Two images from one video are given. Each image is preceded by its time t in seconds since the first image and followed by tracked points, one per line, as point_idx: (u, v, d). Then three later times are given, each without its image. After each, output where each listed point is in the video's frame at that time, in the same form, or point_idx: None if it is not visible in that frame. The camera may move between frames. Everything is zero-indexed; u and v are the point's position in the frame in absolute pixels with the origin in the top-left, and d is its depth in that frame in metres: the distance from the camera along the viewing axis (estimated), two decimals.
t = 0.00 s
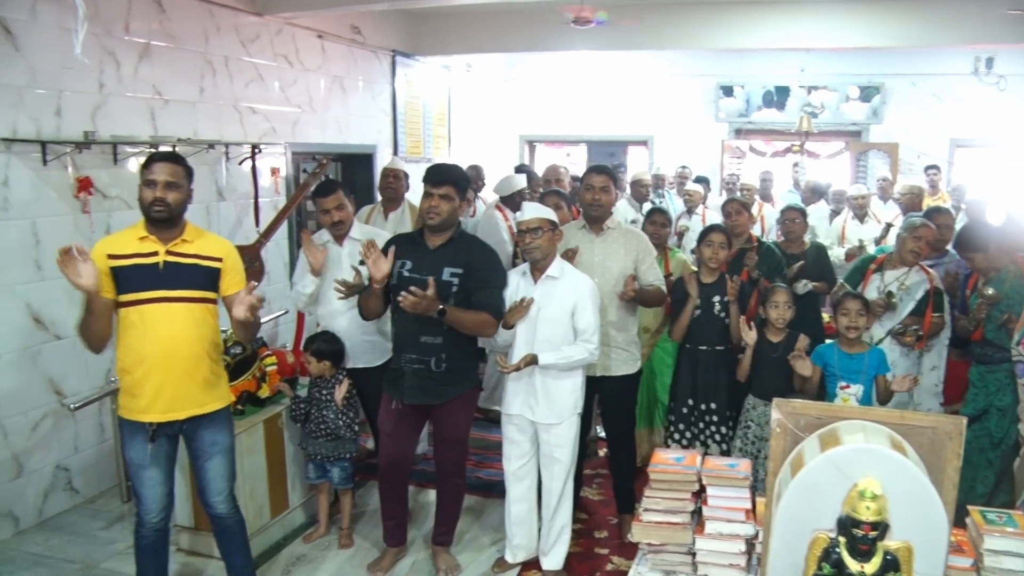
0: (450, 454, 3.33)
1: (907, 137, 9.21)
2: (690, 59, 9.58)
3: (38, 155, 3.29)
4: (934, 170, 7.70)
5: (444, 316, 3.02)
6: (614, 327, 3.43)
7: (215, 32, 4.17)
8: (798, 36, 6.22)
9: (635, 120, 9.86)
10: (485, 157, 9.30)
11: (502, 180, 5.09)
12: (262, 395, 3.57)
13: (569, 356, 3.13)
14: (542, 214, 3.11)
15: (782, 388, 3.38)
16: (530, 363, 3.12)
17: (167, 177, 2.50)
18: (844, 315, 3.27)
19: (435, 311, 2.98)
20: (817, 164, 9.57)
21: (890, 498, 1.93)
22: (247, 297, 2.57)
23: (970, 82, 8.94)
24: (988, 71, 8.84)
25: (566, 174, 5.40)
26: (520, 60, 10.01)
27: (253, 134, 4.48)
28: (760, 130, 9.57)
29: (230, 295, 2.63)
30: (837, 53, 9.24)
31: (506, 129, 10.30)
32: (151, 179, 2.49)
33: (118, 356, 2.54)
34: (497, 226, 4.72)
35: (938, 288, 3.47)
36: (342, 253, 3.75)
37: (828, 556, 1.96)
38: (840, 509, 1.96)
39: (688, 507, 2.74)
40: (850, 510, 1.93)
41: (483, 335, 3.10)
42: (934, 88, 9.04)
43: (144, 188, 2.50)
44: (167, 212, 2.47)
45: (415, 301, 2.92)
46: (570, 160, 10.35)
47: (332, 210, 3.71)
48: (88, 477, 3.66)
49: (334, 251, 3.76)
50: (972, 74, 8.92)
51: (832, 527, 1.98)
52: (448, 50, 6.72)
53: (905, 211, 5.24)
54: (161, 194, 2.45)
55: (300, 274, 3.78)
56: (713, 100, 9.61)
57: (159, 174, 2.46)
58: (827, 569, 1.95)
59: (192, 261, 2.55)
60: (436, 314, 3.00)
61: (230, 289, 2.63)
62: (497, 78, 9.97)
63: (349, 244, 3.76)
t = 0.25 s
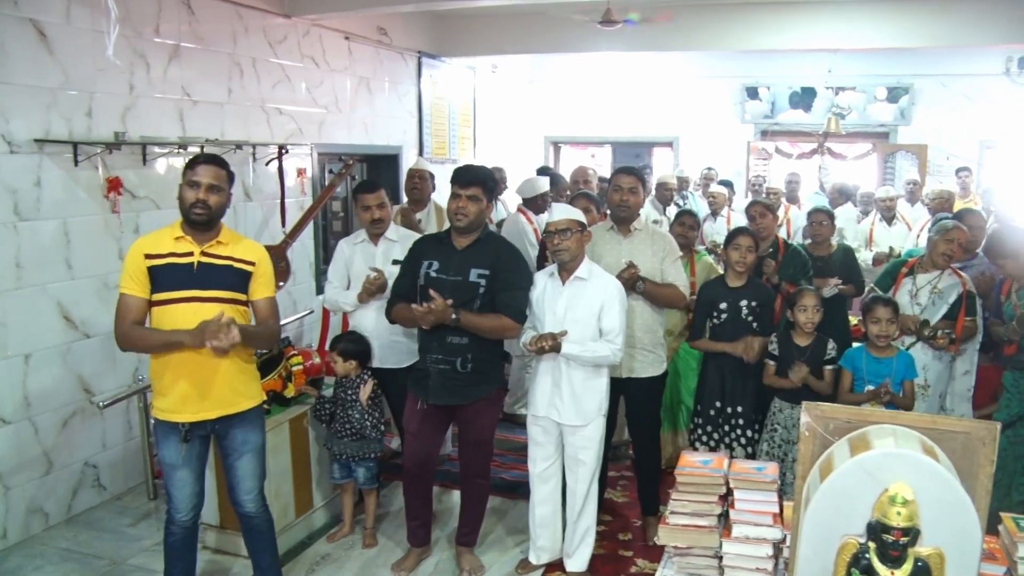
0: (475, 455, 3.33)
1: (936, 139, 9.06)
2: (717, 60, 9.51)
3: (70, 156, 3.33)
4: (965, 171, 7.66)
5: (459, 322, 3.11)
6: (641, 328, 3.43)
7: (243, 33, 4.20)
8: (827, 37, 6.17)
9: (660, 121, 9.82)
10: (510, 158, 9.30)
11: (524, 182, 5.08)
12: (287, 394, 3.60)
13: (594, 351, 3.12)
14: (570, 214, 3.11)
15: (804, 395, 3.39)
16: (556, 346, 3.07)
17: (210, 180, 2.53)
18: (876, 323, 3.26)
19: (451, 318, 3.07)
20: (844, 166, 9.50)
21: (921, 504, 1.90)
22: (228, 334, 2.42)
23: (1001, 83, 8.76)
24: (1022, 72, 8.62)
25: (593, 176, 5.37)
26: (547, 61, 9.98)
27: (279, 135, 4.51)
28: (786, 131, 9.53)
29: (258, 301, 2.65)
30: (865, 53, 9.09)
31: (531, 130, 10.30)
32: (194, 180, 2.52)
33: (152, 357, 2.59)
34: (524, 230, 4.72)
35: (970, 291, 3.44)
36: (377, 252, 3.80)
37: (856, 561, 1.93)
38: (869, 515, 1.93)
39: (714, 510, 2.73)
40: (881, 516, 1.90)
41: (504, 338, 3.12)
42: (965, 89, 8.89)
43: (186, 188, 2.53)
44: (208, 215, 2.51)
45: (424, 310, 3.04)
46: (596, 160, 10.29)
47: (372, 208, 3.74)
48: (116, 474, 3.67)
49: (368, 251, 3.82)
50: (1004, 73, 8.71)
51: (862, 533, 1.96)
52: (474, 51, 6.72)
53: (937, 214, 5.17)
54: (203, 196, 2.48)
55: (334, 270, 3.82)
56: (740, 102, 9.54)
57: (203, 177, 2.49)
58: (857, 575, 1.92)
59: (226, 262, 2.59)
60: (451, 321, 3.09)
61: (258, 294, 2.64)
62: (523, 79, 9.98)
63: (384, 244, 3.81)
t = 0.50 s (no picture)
0: (488, 451, 3.33)
1: (952, 137, 8.97)
2: (730, 58, 9.52)
3: (85, 150, 3.34)
4: (981, 171, 7.60)
5: (473, 305, 3.04)
6: (654, 326, 3.43)
7: (257, 30, 4.21)
8: (844, 35, 6.12)
9: (673, 118, 9.79)
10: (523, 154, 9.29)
11: (536, 179, 5.08)
12: (300, 389, 3.60)
13: (612, 353, 3.12)
14: (585, 213, 3.12)
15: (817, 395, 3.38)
16: (571, 356, 3.06)
17: (237, 177, 2.58)
18: (890, 318, 3.24)
19: (466, 298, 3.02)
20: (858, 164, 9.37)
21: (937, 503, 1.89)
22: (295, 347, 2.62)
23: (1017, 81, 8.68)
24: None
25: (609, 174, 5.34)
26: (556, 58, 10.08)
27: (292, 131, 4.51)
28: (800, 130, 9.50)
29: (280, 297, 2.75)
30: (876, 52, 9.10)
31: (543, 126, 10.29)
32: (219, 177, 2.56)
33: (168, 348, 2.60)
34: (536, 228, 4.71)
35: (988, 291, 3.43)
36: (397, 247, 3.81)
37: (871, 561, 1.90)
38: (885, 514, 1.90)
39: (727, 508, 2.76)
40: (896, 515, 1.86)
41: (519, 331, 3.09)
42: (980, 86, 8.82)
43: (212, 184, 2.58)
44: (233, 212, 2.56)
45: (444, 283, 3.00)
46: (607, 158, 10.31)
47: (396, 201, 3.73)
48: (129, 467, 3.67)
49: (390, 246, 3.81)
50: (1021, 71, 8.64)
51: (877, 532, 1.95)
52: (487, 47, 6.71)
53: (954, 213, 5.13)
54: (230, 193, 2.53)
55: (352, 263, 3.81)
56: (752, 100, 9.52)
57: (230, 175, 2.54)
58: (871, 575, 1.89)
59: (247, 260, 2.63)
60: (465, 302, 3.03)
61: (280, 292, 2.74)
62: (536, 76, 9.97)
63: (405, 239, 3.83)
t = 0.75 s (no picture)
0: (499, 452, 3.27)
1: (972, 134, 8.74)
2: (748, 55, 9.29)
3: (91, 147, 3.29)
4: (1002, 168, 7.46)
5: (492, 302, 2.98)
6: (669, 325, 3.38)
7: (265, 25, 4.16)
8: (864, 30, 5.98)
9: (687, 115, 9.63)
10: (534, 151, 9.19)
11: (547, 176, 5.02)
12: (309, 389, 3.53)
13: (626, 356, 3.08)
14: (601, 209, 3.08)
15: (840, 394, 3.30)
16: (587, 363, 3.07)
17: (253, 175, 2.61)
18: (910, 318, 3.18)
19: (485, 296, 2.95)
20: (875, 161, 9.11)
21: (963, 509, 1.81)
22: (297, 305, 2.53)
23: None
24: None
25: (622, 171, 5.20)
26: (571, 54, 9.89)
27: (301, 128, 4.46)
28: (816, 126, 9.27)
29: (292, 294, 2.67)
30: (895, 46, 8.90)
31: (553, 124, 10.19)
32: (237, 175, 2.60)
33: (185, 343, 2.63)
34: (547, 226, 4.66)
35: (1013, 291, 3.40)
36: (412, 245, 3.76)
37: (893, 567, 1.85)
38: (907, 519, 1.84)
39: (745, 512, 2.68)
40: (918, 520, 1.82)
41: (532, 329, 3.04)
42: (1004, 81, 8.60)
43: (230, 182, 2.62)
44: (250, 210, 2.58)
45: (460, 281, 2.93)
46: (620, 155, 10.08)
47: (413, 197, 3.70)
48: (135, 468, 3.63)
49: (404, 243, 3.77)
50: None
51: (899, 538, 1.86)
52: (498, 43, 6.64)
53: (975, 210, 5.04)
54: (246, 190, 2.56)
55: (367, 261, 3.78)
56: (768, 95, 9.31)
57: (247, 172, 2.57)
58: None
59: (265, 257, 2.64)
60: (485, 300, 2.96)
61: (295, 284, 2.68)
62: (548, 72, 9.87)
63: (420, 237, 3.78)
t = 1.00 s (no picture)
0: (506, 451, 3.17)
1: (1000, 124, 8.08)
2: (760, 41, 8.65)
3: (83, 137, 3.17)
4: None
5: (491, 307, 2.93)
6: (681, 322, 3.26)
7: (263, 11, 4.03)
8: (882, 18, 5.58)
9: (696, 103, 9.00)
10: (542, 146, 9.03)
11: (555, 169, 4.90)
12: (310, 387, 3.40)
13: (637, 345, 2.97)
14: (614, 202, 3.01)
15: (855, 395, 3.22)
16: (597, 339, 2.94)
17: (262, 164, 2.54)
18: (931, 316, 3.07)
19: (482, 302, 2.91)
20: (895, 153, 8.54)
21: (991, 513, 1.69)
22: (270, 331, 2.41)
23: None
24: None
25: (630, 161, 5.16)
26: (576, 41, 9.27)
27: (301, 118, 4.35)
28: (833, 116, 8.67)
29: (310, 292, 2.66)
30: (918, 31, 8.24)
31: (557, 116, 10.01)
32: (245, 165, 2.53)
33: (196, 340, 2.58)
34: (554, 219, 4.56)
35: None
36: (418, 239, 3.61)
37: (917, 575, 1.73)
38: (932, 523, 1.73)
39: (760, 514, 2.56)
40: (943, 524, 1.72)
41: (539, 328, 2.96)
42: None
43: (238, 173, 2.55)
44: (261, 199, 2.50)
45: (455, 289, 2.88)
46: (628, 146, 9.49)
47: (420, 189, 3.55)
48: (129, 469, 3.52)
49: (410, 238, 3.64)
50: None
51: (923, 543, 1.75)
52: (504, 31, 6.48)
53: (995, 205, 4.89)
54: (255, 179, 2.49)
55: (371, 256, 3.68)
56: (782, 85, 8.68)
57: (255, 160, 2.50)
58: None
59: (277, 251, 2.58)
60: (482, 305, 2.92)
61: (312, 284, 2.65)
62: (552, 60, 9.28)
63: (427, 231, 3.62)
